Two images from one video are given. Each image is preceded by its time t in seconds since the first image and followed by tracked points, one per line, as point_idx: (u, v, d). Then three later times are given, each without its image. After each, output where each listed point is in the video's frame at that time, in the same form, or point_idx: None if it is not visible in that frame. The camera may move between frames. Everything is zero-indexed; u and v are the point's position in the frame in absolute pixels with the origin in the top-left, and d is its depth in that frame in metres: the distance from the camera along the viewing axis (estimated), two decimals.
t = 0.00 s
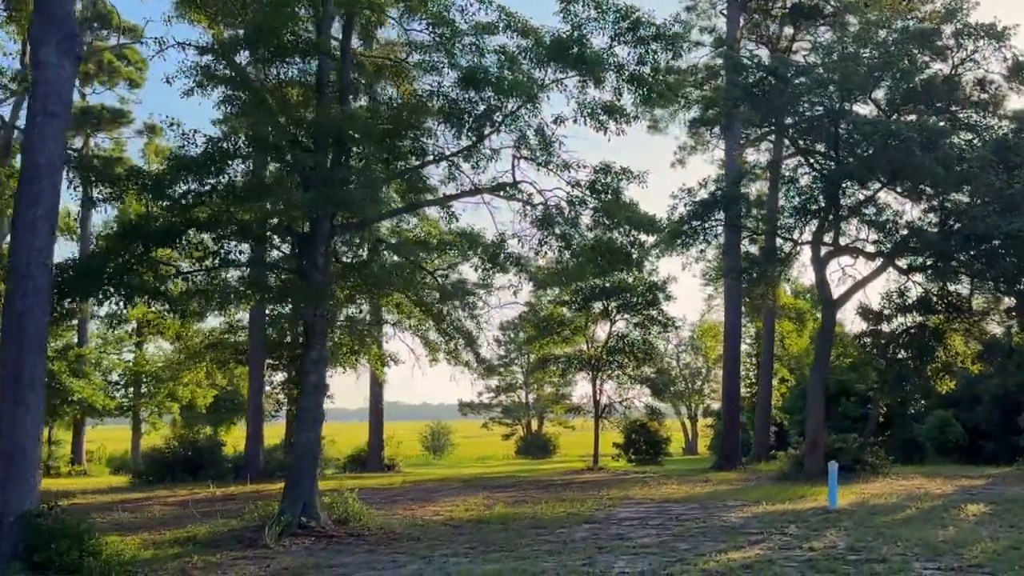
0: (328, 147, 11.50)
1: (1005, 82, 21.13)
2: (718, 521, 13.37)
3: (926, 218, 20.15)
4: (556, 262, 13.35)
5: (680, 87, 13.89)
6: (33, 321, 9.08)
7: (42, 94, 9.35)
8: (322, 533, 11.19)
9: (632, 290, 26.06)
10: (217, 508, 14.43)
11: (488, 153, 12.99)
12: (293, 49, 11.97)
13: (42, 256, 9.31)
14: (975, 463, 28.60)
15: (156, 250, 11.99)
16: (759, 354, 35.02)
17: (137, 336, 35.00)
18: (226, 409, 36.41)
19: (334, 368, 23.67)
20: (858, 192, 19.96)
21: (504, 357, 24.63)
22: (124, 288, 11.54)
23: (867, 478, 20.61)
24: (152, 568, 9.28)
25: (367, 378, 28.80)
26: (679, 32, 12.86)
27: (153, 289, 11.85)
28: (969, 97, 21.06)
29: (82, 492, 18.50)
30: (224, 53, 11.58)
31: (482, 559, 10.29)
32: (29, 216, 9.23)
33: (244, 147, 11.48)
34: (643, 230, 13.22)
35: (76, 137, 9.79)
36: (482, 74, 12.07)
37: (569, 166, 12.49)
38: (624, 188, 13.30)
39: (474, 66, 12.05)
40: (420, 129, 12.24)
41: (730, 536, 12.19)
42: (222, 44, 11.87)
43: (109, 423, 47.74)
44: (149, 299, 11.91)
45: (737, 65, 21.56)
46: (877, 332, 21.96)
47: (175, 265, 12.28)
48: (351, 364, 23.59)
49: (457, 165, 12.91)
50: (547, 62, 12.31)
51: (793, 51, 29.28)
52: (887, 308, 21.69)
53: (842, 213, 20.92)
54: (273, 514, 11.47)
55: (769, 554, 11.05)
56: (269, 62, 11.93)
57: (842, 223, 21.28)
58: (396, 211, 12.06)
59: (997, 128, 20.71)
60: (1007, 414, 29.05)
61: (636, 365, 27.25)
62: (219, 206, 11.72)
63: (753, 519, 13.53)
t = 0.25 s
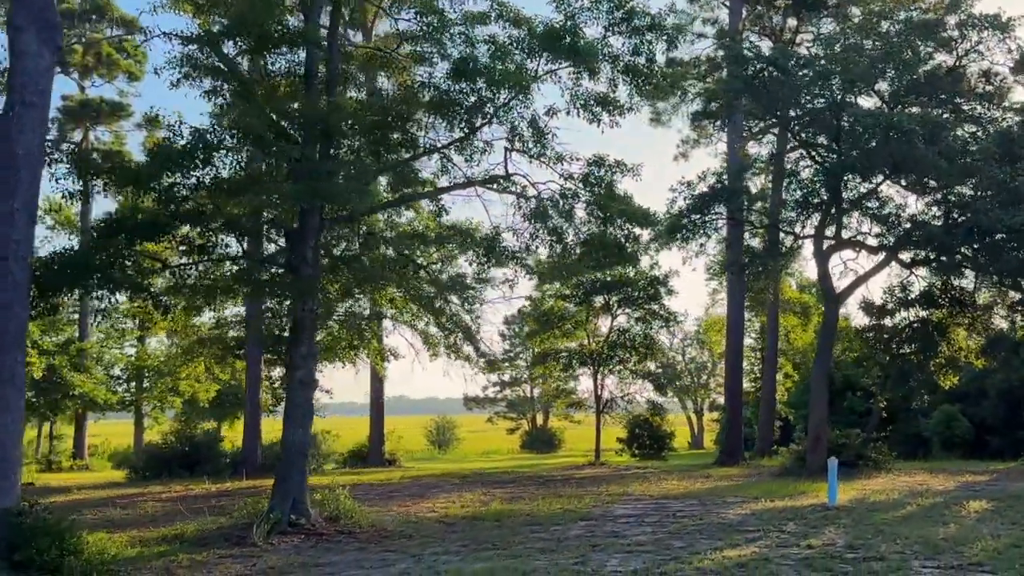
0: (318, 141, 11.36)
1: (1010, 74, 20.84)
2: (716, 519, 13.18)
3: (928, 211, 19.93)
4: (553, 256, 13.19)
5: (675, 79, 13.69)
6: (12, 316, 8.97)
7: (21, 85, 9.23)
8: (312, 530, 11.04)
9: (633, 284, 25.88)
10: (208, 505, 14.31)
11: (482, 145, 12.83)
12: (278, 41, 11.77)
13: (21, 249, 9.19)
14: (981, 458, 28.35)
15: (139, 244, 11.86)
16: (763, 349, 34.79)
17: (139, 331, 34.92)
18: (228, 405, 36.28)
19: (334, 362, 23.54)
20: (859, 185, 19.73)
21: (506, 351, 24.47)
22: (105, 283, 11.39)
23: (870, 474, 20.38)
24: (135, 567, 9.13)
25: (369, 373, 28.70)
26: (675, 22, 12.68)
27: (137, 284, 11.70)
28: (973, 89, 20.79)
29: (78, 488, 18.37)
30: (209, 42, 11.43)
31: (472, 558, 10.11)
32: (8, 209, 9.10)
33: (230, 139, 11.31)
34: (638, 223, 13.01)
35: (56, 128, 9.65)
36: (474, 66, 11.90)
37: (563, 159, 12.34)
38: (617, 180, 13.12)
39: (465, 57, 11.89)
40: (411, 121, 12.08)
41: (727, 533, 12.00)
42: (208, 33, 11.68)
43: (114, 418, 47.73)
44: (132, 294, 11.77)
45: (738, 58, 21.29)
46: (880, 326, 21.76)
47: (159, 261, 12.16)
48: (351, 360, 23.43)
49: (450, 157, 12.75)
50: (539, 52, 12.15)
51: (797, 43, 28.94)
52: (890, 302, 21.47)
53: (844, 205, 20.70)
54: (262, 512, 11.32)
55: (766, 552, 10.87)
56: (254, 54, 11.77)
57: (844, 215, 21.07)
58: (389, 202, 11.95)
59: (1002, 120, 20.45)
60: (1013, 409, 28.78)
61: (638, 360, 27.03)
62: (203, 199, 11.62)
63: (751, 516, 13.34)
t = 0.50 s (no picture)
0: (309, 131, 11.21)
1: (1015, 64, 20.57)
2: (714, 515, 13.02)
3: (932, 204, 19.71)
4: (549, 249, 13.08)
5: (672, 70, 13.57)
6: None
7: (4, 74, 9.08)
8: (304, 526, 10.91)
9: (635, 278, 25.71)
10: (203, 500, 14.19)
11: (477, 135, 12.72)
12: (266, 29, 11.65)
13: (5, 242, 9.05)
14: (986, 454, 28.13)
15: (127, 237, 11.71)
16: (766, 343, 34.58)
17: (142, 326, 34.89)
18: (231, 400, 36.22)
19: (334, 357, 23.42)
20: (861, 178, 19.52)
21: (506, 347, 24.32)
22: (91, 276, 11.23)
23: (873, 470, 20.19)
24: (121, 563, 9.00)
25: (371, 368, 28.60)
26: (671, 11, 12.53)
27: (125, 276, 11.61)
28: (977, 80, 20.54)
29: (74, 484, 18.27)
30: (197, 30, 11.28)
31: (464, 554, 9.97)
32: None
33: (217, 129, 11.14)
34: (634, 215, 12.88)
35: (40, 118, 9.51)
36: (467, 54, 11.82)
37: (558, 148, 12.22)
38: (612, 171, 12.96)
39: (458, 46, 11.83)
40: (403, 111, 11.95)
41: (725, 529, 11.83)
42: (196, 22, 11.53)
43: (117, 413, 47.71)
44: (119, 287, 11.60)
45: (740, 48, 21.06)
46: (883, 320, 21.56)
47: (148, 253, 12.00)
48: (350, 354, 23.28)
49: (444, 149, 12.63)
50: (533, 41, 12.05)
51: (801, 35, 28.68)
52: (893, 296, 21.27)
53: (847, 198, 20.50)
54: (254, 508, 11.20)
55: (763, 548, 10.71)
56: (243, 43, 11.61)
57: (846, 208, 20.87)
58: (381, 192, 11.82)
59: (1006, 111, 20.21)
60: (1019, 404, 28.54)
61: (640, 354, 26.86)
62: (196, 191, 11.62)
63: (750, 512, 13.18)
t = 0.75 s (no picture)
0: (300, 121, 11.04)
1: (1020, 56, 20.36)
2: (711, 510, 12.86)
3: (935, 196, 19.48)
4: (545, 241, 12.90)
5: (671, 58, 13.34)
6: None
7: None
8: (294, 522, 10.78)
9: (637, 272, 25.50)
10: (196, 496, 14.06)
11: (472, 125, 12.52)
12: (261, 18, 11.49)
13: None
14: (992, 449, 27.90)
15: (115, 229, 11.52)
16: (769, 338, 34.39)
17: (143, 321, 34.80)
18: (233, 395, 36.14)
19: (333, 351, 23.29)
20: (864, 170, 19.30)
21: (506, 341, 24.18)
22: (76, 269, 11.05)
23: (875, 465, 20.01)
24: (107, 559, 8.88)
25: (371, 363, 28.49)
26: None
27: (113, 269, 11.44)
28: (982, 72, 20.33)
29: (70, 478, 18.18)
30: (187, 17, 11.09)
31: (455, 551, 9.82)
32: None
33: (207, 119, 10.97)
34: (630, 206, 12.67)
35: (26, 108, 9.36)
36: (461, 43, 11.63)
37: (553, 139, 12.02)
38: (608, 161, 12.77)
39: (452, 35, 11.62)
40: (396, 101, 11.76)
41: (722, 525, 11.68)
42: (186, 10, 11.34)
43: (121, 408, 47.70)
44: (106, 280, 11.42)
45: (741, 39, 20.77)
46: (886, 314, 21.38)
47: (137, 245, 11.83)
48: (350, 348, 23.13)
49: (438, 140, 12.44)
50: (529, 30, 11.85)
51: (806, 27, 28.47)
52: (896, 290, 21.05)
53: (849, 191, 20.28)
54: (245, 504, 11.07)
55: (760, 543, 10.55)
56: (234, 31, 11.43)
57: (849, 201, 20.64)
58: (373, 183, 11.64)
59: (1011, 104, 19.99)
60: None
61: (642, 349, 26.68)
62: (185, 183, 11.35)
63: (749, 507, 12.99)
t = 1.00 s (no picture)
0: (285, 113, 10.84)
1: None
2: (708, 507, 12.68)
3: (938, 189, 19.23)
4: (538, 233, 12.72)
5: (668, 47, 13.12)
6: None
7: None
8: (282, 520, 10.62)
9: (637, 266, 25.32)
10: (188, 492, 13.92)
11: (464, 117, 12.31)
12: (246, 8, 11.26)
13: None
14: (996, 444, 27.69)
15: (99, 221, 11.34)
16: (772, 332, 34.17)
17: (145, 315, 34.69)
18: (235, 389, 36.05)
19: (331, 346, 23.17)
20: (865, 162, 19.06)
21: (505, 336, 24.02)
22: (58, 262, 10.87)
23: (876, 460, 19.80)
24: (88, 557, 8.74)
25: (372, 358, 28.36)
26: None
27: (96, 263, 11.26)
28: (985, 63, 20.08)
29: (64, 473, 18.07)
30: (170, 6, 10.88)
31: (443, 549, 9.67)
32: None
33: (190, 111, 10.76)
34: (623, 198, 12.48)
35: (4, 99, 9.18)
36: (451, 33, 11.42)
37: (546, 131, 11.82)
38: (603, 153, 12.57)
39: (442, 25, 11.40)
40: (385, 92, 11.56)
41: (718, 522, 11.51)
42: None
43: (125, 401, 47.70)
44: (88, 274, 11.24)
45: (742, 30, 20.49)
46: (888, 307, 21.16)
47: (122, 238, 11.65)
48: (349, 342, 22.99)
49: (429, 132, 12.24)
50: (521, 20, 11.63)
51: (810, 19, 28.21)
52: (898, 284, 20.81)
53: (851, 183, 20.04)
54: (232, 500, 10.91)
55: (755, 541, 10.39)
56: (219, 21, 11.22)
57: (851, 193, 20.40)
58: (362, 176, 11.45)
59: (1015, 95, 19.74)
60: None
61: (643, 343, 26.49)
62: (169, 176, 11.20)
63: (745, 503, 12.83)
